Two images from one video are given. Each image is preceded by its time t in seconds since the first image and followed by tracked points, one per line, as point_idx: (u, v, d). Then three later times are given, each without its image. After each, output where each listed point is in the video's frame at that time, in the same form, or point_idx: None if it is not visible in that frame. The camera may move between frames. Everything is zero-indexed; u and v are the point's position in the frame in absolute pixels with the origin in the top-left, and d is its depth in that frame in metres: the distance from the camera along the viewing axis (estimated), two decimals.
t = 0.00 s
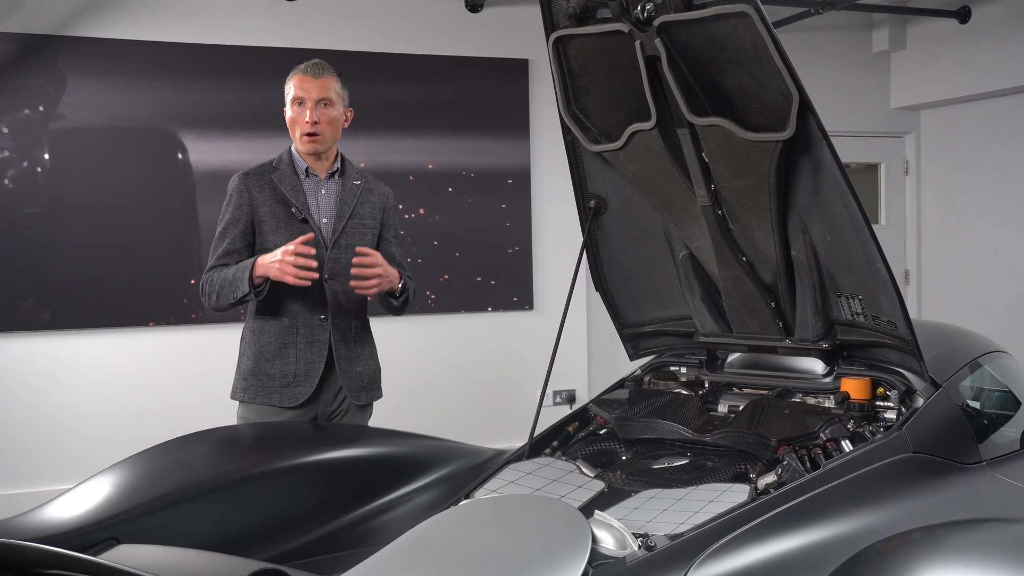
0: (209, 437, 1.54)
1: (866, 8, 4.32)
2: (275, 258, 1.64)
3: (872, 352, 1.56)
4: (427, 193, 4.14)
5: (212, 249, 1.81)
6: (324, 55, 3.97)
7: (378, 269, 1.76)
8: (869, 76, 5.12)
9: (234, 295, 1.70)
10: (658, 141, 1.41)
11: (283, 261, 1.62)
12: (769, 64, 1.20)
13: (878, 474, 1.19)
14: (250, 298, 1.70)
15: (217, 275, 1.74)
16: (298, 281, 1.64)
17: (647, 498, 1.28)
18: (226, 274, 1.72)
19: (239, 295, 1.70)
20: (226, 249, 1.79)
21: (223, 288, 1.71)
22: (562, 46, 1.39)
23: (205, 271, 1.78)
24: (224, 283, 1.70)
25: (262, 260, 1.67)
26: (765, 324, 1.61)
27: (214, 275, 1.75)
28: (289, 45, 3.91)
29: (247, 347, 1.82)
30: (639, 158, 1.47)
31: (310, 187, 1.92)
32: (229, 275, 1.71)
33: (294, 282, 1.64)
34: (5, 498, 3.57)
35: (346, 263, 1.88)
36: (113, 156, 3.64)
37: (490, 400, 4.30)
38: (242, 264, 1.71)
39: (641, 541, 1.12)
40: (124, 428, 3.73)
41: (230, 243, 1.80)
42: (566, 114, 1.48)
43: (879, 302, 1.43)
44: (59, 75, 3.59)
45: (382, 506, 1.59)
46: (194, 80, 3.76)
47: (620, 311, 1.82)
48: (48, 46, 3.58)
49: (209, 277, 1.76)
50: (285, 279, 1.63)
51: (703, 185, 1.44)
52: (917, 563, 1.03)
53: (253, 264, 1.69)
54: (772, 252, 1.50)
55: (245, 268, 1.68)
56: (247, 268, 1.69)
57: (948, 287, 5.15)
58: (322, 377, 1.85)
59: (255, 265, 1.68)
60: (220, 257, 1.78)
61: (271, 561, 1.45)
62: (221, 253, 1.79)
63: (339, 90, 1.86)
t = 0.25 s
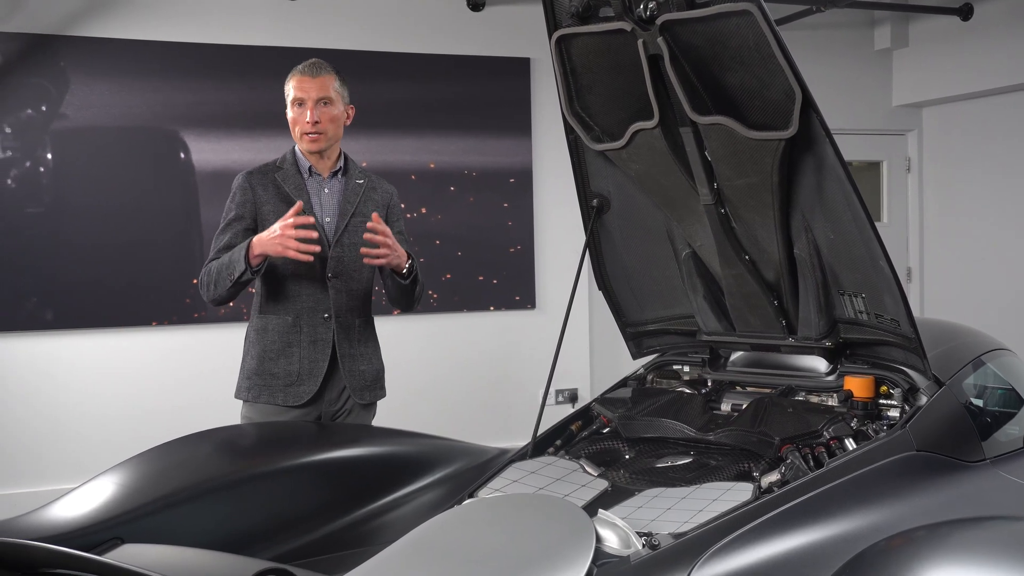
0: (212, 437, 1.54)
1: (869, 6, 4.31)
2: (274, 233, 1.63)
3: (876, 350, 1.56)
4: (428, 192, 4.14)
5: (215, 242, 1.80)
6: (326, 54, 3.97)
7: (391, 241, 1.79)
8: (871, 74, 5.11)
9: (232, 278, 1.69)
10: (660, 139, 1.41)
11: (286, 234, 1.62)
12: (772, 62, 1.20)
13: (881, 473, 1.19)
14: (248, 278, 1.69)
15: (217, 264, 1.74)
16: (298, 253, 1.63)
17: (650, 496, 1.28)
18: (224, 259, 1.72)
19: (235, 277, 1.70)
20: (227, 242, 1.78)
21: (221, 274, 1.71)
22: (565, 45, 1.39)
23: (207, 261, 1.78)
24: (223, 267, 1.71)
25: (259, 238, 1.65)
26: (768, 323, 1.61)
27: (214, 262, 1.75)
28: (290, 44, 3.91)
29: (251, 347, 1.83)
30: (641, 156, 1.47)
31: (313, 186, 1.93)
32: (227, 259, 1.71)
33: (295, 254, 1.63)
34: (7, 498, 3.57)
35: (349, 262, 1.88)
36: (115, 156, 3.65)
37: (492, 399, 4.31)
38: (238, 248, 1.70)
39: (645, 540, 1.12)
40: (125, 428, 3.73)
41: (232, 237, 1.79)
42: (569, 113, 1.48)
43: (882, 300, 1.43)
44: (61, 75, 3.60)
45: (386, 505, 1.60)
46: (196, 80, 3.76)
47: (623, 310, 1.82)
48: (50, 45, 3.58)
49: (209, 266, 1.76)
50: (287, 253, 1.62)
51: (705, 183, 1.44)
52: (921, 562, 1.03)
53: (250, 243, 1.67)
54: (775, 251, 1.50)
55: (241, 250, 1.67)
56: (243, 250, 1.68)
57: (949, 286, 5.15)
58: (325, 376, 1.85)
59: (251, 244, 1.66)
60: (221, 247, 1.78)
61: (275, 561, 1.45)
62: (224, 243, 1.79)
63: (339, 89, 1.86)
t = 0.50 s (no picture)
0: (212, 438, 1.54)
1: (868, 8, 4.32)
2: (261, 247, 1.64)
3: (876, 352, 1.57)
4: (428, 193, 4.14)
5: (219, 243, 1.79)
6: (326, 54, 3.97)
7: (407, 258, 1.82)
8: (870, 76, 5.12)
9: (231, 291, 1.69)
10: (662, 141, 1.41)
11: (274, 244, 1.63)
12: (774, 64, 1.20)
13: (881, 475, 1.19)
14: (246, 291, 1.69)
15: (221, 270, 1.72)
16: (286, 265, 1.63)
17: (652, 498, 1.28)
18: (225, 267, 1.71)
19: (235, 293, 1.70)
20: (234, 242, 1.78)
21: (221, 282, 1.71)
22: (566, 47, 1.39)
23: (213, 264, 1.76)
24: (225, 278, 1.70)
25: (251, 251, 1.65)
26: (768, 324, 1.61)
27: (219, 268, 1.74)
28: (290, 45, 3.91)
29: (252, 346, 1.83)
30: (643, 158, 1.47)
31: (314, 185, 1.93)
32: (228, 269, 1.70)
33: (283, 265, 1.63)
34: (6, 498, 3.57)
35: (349, 262, 1.88)
36: (114, 156, 3.65)
37: (491, 400, 4.31)
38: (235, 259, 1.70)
39: (646, 542, 1.12)
40: (125, 428, 3.73)
41: (238, 237, 1.79)
42: (570, 114, 1.48)
43: (883, 302, 1.43)
44: (61, 75, 3.59)
45: (386, 506, 1.59)
46: (196, 80, 3.76)
47: (623, 311, 1.82)
48: (50, 45, 3.58)
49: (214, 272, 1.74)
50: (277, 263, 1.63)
51: (707, 185, 1.44)
52: (922, 564, 1.03)
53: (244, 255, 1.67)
54: (776, 253, 1.50)
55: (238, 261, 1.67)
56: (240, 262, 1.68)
57: (948, 288, 5.16)
58: (326, 376, 1.85)
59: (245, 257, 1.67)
60: (229, 250, 1.77)
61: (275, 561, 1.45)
62: (230, 245, 1.78)
63: (337, 88, 1.86)
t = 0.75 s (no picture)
0: (213, 437, 1.54)
1: (868, 11, 4.33)
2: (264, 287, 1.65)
3: (876, 355, 1.57)
4: (429, 194, 4.14)
5: (219, 251, 1.81)
6: (326, 55, 3.97)
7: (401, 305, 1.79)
8: (870, 79, 5.13)
9: (233, 315, 1.70)
10: (663, 143, 1.41)
11: (276, 294, 1.63)
12: (776, 67, 1.20)
13: (882, 477, 1.20)
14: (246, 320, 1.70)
15: (221, 286, 1.73)
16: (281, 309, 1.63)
17: (652, 499, 1.28)
18: (223, 289, 1.72)
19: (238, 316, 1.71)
20: (233, 251, 1.79)
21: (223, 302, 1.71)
22: (569, 48, 1.39)
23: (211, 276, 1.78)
24: (225, 300, 1.70)
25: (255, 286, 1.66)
26: (769, 327, 1.61)
27: (218, 284, 1.75)
28: (291, 45, 3.91)
29: (251, 349, 1.83)
30: (645, 160, 1.47)
31: (314, 187, 1.92)
32: (226, 294, 1.70)
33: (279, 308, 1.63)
34: (5, 498, 3.56)
35: (349, 264, 1.88)
36: (115, 156, 3.65)
37: (491, 402, 4.31)
38: (239, 284, 1.69)
39: (648, 543, 1.12)
40: (125, 428, 3.73)
41: (236, 245, 1.80)
42: (572, 115, 1.49)
43: (884, 305, 1.43)
44: (61, 74, 3.59)
45: (386, 507, 1.59)
46: (197, 80, 3.76)
47: (624, 313, 1.82)
48: (50, 45, 3.58)
49: (213, 285, 1.75)
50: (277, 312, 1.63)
51: (708, 187, 1.44)
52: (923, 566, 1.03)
53: (249, 288, 1.67)
54: (777, 255, 1.51)
55: (242, 292, 1.67)
56: (244, 290, 1.68)
57: (948, 290, 5.16)
58: (325, 379, 1.85)
59: (250, 289, 1.67)
60: (226, 261, 1.79)
61: (275, 562, 1.45)
62: (228, 255, 1.79)
63: (341, 89, 1.87)
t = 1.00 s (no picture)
0: (213, 438, 1.54)
1: (868, 12, 4.33)
2: (269, 293, 1.65)
3: (877, 356, 1.57)
4: (428, 195, 4.14)
5: (218, 254, 1.81)
6: (326, 55, 3.97)
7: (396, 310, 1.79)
8: (870, 80, 5.13)
9: (237, 321, 1.70)
10: (665, 145, 1.41)
11: (280, 301, 1.63)
12: (777, 69, 1.20)
13: (883, 478, 1.20)
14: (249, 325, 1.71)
15: (222, 291, 1.73)
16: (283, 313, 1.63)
17: (653, 501, 1.28)
18: (226, 293, 1.72)
19: (240, 321, 1.71)
20: (232, 255, 1.79)
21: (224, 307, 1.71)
22: (570, 50, 1.39)
23: (212, 281, 1.79)
24: (227, 306, 1.70)
25: (260, 292, 1.67)
26: (770, 328, 1.61)
27: (219, 288, 1.75)
28: (291, 46, 3.92)
29: (249, 351, 1.83)
30: (646, 162, 1.47)
31: (312, 188, 1.92)
32: (229, 300, 1.70)
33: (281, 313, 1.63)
34: (5, 498, 3.56)
35: (348, 266, 1.88)
36: (115, 157, 3.65)
37: (491, 402, 4.31)
38: (242, 289, 1.70)
39: (649, 544, 1.12)
40: (125, 429, 3.73)
41: (235, 249, 1.80)
42: (573, 117, 1.49)
43: (884, 306, 1.43)
44: (62, 74, 3.59)
45: (387, 509, 1.59)
46: (197, 80, 3.76)
47: (625, 314, 1.82)
48: (51, 46, 3.58)
49: (214, 289, 1.76)
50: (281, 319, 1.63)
51: (709, 189, 1.45)
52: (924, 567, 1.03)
53: (252, 293, 1.68)
54: (778, 257, 1.51)
55: (245, 297, 1.67)
56: (247, 296, 1.68)
57: (947, 291, 5.16)
58: (323, 381, 1.85)
59: (254, 295, 1.68)
60: (226, 265, 1.79)
61: (276, 562, 1.45)
62: (228, 259, 1.79)
63: (341, 91, 1.86)
